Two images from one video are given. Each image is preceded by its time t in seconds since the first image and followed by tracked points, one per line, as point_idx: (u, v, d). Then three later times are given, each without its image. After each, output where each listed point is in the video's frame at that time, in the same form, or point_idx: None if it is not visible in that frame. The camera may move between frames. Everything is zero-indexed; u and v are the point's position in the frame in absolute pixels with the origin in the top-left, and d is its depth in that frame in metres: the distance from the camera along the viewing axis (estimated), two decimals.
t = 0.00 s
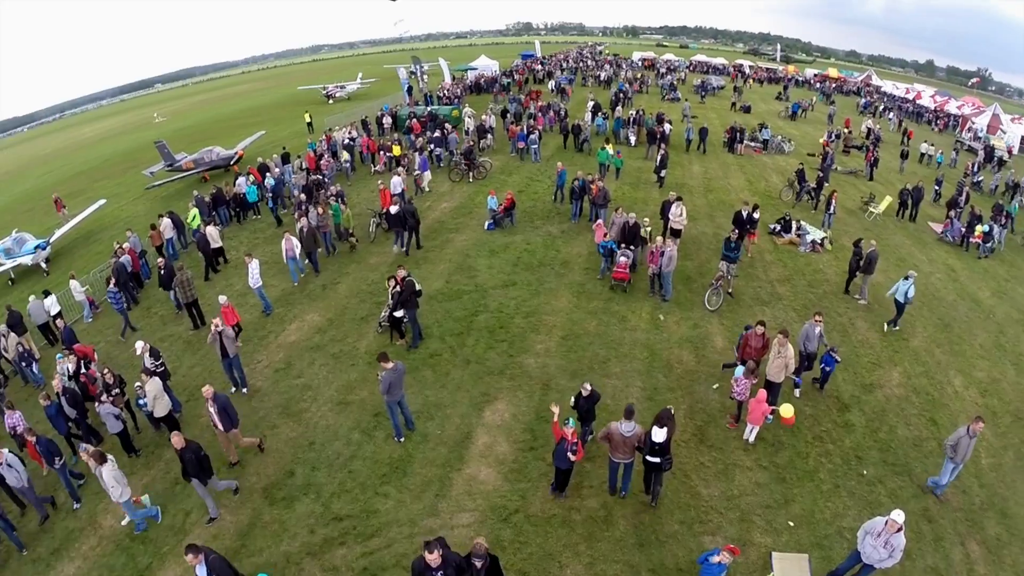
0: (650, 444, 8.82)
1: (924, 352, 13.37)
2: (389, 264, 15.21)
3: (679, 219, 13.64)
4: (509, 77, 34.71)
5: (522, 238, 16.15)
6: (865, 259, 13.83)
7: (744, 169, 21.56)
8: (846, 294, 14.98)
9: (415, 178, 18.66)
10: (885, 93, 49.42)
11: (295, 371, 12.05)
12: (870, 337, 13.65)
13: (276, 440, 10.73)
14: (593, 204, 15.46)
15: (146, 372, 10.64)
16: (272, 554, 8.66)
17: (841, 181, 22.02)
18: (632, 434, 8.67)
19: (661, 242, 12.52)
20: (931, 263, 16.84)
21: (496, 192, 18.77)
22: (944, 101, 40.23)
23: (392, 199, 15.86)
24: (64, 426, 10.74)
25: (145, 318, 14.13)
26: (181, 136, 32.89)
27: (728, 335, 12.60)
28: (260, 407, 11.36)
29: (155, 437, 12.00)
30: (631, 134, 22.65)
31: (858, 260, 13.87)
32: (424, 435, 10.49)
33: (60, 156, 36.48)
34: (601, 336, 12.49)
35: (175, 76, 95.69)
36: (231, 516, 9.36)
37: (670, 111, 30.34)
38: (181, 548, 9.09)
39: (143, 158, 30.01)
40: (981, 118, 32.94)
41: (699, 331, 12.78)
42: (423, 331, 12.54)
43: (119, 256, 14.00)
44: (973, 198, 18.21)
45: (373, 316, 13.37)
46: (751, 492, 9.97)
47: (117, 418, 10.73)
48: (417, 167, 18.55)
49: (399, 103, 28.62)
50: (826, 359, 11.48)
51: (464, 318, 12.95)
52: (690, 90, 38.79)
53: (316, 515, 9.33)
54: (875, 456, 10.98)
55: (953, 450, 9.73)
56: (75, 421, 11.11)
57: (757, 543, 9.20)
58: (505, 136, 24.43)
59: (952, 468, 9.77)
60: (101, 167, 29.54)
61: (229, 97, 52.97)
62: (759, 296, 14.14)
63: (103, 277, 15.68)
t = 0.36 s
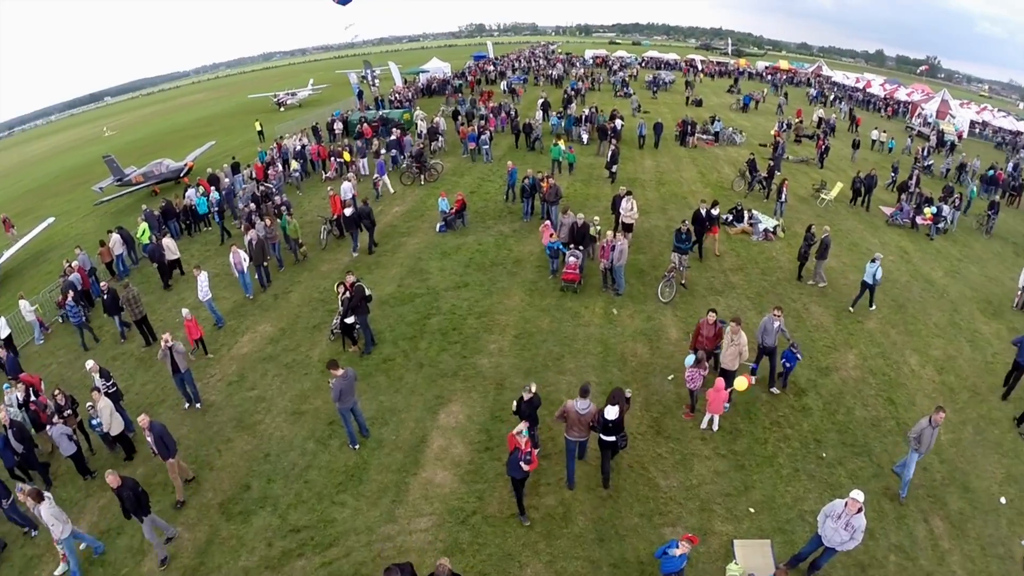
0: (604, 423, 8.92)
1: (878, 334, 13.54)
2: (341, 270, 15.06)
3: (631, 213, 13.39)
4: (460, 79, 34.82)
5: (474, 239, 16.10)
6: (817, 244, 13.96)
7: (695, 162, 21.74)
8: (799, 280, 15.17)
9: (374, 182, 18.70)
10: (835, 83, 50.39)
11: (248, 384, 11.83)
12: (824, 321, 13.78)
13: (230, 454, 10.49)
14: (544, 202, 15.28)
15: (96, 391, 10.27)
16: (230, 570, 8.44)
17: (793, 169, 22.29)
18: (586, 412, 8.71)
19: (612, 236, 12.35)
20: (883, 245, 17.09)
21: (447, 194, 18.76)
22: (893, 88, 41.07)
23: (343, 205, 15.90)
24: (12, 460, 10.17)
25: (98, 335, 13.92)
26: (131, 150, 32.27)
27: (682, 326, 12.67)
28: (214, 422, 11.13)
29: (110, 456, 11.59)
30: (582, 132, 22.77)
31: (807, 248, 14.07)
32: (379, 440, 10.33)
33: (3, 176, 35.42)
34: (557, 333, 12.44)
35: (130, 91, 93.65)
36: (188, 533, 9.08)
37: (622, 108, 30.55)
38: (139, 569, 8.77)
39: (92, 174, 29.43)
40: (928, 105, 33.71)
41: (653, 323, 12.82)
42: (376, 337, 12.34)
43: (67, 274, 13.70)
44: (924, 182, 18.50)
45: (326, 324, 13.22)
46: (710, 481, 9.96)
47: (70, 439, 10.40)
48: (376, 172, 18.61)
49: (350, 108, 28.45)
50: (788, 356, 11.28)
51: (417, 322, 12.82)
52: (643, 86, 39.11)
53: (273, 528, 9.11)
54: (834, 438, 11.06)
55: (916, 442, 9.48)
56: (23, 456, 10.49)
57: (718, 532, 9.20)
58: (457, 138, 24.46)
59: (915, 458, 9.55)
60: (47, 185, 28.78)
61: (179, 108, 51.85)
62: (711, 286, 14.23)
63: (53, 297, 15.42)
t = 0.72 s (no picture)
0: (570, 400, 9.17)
1: (841, 320, 13.68)
2: (303, 276, 15.02)
3: (591, 210, 13.65)
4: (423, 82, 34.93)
5: (436, 240, 16.11)
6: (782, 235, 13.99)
7: (658, 158, 21.90)
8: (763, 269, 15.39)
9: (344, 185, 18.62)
10: (797, 76, 51.19)
11: (211, 394, 11.72)
12: (787, 310, 13.88)
13: (194, 465, 10.34)
14: (506, 201, 15.35)
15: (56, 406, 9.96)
16: None
17: (755, 162, 22.53)
18: (551, 389, 8.93)
19: (572, 233, 12.47)
20: (845, 233, 17.30)
21: (409, 198, 18.80)
22: (855, 81, 41.15)
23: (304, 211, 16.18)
24: None
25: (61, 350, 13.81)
26: (91, 163, 31.82)
27: (645, 320, 12.77)
28: (177, 433, 11.00)
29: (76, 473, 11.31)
30: (545, 131, 22.89)
31: (769, 238, 14.20)
32: (343, 445, 10.25)
33: None
34: (520, 331, 12.45)
35: (96, 104, 92.11)
36: (153, 547, 8.90)
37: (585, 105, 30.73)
38: None
39: (52, 188, 28.97)
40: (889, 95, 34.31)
41: (615, 317, 12.89)
42: (338, 342, 12.26)
43: (29, 290, 13.45)
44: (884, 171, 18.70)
45: (288, 330, 13.18)
46: (675, 472, 9.98)
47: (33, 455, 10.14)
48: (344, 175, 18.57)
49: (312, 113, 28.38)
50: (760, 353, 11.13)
51: (379, 325, 12.77)
52: (605, 83, 39.34)
53: (239, 537, 8.98)
54: (799, 424, 11.13)
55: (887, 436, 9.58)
56: None
57: (685, 523, 9.23)
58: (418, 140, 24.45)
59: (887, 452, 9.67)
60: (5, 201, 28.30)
61: (140, 119, 50.99)
62: (674, 280, 14.34)
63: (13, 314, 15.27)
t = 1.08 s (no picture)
0: (535, 383, 9.19)
1: (810, 310, 13.82)
2: (273, 282, 15.02)
3: (559, 207, 13.91)
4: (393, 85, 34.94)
5: (406, 242, 16.15)
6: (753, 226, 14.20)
7: (628, 155, 22.04)
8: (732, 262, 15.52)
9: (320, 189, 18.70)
10: (767, 71, 51.78)
11: (182, 402, 11.67)
12: (756, 302, 13.99)
13: (166, 473, 10.27)
14: (474, 201, 15.40)
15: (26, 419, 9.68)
16: None
17: (724, 157, 22.72)
18: (516, 372, 8.94)
19: (539, 231, 12.69)
20: (815, 224, 17.50)
21: (377, 201, 18.78)
22: (825, 74, 42.01)
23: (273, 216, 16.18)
24: None
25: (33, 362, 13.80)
26: (60, 173, 31.52)
27: (613, 316, 12.89)
28: (149, 442, 10.94)
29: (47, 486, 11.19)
30: (515, 132, 22.95)
31: (740, 230, 14.40)
32: (314, 449, 10.24)
33: None
34: (490, 331, 12.51)
35: (67, 114, 90.79)
36: (125, 558, 8.81)
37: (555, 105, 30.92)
38: None
39: (19, 200, 28.64)
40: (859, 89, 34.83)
41: (585, 314, 12.97)
42: (307, 347, 12.23)
43: None
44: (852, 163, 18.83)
45: (258, 336, 13.19)
46: (645, 466, 10.04)
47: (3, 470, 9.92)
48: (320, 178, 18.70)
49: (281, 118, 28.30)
50: (740, 354, 11.14)
51: (349, 328, 12.77)
52: (576, 83, 39.58)
53: (212, 544, 8.92)
54: (769, 414, 11.23)
55: (863, 434, 9.55)
56: None
57: (656, 516, 9.30)
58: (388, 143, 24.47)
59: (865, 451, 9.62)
60: None
61: (108, 128, 50.27)
62: (643, 275, 14.46)
63: None
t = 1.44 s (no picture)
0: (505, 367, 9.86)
1: (781, 302, 13.97)
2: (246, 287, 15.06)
3: (530, 206, 14.37)
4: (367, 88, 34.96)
5: (379, 244, 16.22)
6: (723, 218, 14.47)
7: (601, 154, 22.24)
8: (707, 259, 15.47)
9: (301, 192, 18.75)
10: (741, 68, 52.32)
11: (158, 409, 11.68)
12: (728, 295, 14.13)
13: (142, 481, 10.25)
14: (446, 202, 15.47)
15: None
16: None
17: (696, 154, 22.93)
18: (484, 355, 9.57)
19: (510, 230, 12.87)
20: (788, 218, 17.71)
21: (350, 204, 18.86)
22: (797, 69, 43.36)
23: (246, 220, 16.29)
24: None
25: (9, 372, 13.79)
26: (33, 183, 31.31)
27: (584, 312, 13.02)
28: (124, 450, 10.91)
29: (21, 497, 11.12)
30: (487, 133, 22.92)
31: (715, 226, 14.49)
32: (288, 451, 10.26)
33: None
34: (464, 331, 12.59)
35: (42, 123, 89.60)
36: (100, 566, 8.76)
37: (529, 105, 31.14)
38: None
39: None
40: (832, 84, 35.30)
41: (557, 311, 13.08)
42: (281, 350, 12.26)
43: None
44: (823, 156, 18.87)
45: (233, 341, 13.23)
46: (617, 460, 10.13)
47: None
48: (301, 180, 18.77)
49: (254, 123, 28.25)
50: (722, 355, 11.01)
51: (322, 331, 12.82)
52: (550, 82, 39.79)
53: (189, 549, 8.92)
54: (741, 406, 11.36)
55: (847, 433, 9.47)
56: None
57: (628, 509, 9.39)
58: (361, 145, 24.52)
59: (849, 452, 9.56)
60: None
61: (80, 137, 49.84)
62: (614, 271, 14.59)
63: None
